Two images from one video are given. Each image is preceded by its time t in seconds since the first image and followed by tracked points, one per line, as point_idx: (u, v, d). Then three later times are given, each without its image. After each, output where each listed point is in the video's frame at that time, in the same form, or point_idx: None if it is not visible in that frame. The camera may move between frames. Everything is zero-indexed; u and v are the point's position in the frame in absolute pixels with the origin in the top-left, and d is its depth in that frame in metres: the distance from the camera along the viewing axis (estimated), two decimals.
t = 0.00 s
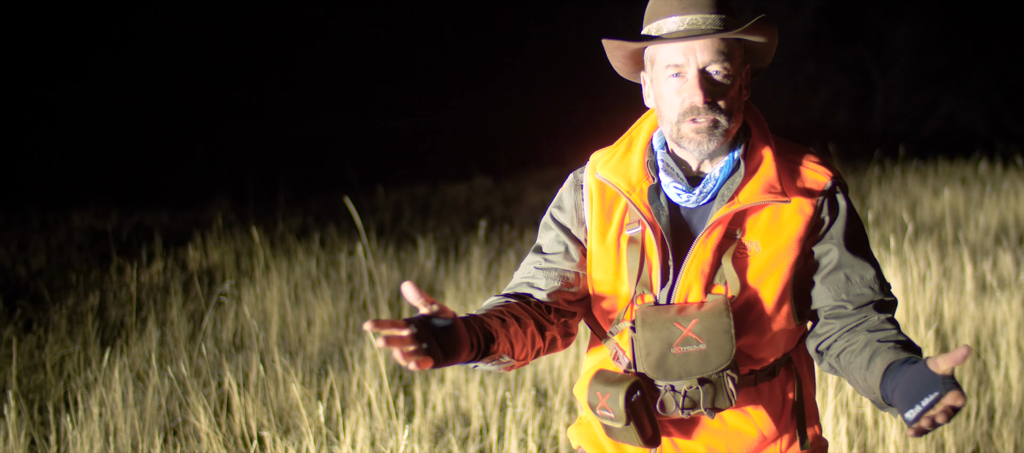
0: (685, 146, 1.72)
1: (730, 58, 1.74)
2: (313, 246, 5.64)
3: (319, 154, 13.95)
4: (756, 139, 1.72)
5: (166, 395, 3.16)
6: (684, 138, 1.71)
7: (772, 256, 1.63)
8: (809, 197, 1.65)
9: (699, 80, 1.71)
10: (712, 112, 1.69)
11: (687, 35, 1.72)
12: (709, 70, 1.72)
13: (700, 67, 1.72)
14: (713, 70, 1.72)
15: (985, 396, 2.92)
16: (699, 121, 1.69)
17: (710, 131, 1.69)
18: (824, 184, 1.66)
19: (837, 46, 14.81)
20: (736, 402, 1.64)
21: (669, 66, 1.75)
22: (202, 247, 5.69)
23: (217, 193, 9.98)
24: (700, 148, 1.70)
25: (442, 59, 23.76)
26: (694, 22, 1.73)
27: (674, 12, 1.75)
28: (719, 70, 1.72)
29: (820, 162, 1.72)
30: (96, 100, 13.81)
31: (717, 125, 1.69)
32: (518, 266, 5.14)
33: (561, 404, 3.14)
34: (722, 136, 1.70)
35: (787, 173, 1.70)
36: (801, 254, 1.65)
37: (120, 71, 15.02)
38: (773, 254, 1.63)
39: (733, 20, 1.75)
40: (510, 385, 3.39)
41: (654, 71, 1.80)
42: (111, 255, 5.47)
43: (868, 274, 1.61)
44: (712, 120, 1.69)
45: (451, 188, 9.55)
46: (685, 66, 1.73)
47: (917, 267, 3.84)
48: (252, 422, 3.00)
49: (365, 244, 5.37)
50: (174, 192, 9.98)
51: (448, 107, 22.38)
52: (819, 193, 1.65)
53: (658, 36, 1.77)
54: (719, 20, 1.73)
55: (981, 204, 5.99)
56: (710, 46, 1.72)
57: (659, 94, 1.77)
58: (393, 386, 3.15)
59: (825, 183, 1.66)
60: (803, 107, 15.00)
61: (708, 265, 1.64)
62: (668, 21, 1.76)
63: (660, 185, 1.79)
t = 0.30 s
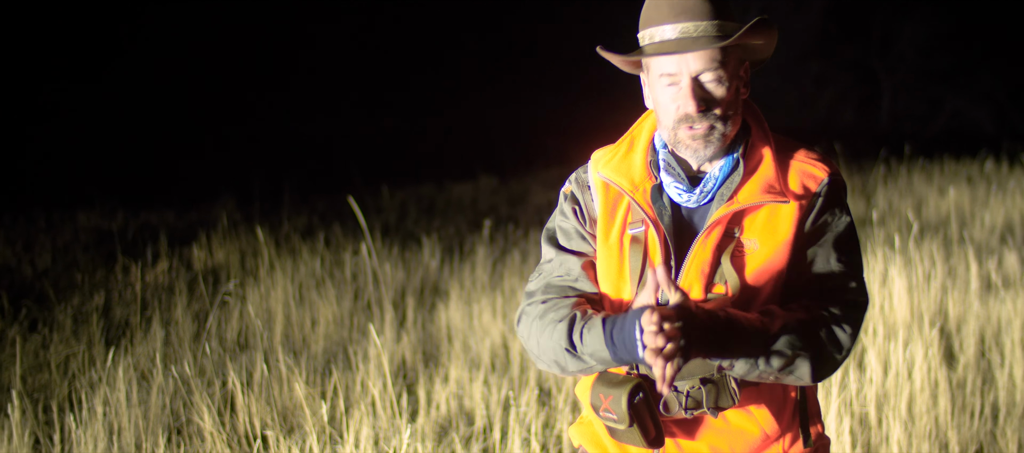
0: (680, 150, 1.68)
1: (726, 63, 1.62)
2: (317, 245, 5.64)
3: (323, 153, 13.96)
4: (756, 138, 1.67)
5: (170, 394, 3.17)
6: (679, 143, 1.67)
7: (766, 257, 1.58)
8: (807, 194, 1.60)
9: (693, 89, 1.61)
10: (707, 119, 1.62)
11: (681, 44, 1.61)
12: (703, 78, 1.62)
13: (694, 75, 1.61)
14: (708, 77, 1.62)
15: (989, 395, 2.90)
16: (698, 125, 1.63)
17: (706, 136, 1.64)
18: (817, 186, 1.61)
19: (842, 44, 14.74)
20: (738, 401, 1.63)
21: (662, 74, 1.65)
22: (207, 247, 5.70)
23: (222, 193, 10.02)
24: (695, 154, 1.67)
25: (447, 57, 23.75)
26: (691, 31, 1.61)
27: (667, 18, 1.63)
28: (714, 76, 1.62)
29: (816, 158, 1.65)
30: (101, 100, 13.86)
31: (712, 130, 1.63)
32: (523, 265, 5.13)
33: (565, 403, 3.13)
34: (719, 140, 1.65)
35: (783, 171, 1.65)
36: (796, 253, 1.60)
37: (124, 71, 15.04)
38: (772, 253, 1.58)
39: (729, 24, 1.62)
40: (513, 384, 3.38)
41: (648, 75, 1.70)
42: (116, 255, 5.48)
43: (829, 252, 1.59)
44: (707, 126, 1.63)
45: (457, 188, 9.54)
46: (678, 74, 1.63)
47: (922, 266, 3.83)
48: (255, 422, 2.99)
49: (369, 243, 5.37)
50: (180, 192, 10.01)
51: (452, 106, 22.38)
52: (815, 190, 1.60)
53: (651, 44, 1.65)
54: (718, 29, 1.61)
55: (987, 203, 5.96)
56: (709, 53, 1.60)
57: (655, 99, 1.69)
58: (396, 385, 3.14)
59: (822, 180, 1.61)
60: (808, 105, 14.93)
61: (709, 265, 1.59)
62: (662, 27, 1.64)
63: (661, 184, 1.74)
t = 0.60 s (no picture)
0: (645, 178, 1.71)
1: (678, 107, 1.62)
2: (323, 244, 5.65)
3: (327, 152, 13.96)
4: (754, 145, 1.67)
5: (175, 392, 3.18)
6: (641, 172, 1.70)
7: (768, 267, 1.59)
8: (808, 205, 1.58)
9: (642, 134, 1.64)
10: (657, 160, 1.64)
11: (642, 94, 1.60)
12: (652, 123, 1.63)
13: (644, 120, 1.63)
14: (656, 123, 1.63)
15: (993, 397, 2.89)
16: (658, 162, 1.64)
17: (664, 174, 1.64)
18: (819, 194, 1.59)
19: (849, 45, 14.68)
20: (737, 410, 1.63)
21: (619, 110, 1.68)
22: (213, 245, 5.71)
23: (228, 191, 10.04)
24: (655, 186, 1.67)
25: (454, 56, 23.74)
26: (660, 77, 1.60)
27: (633, 65, 1.63)
28: (662, 122, 1.63)
29: (816, 164, 1.66)
30: (109, 98, 13.92)
31: (669, 169, 1.64)
32: (528, 264, 5.13)
33: (568, 403, 3.13)
34: (681, 175, 1.64)
35: (782, 177, 1.64)
36: (799, 261, 1.60)
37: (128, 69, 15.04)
38: (771, 263, 1.59)
39: (691, 69, 1.58)
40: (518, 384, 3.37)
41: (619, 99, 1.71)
42: (122, 253, 5.49)
43: (862, 268, 1.58)
44: (658, 167, 1.64)
45: (463, 187, 9.52)
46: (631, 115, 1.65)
47: (928, 268, 3.80)
48: (258, 420, 3.00)
49: (374, 243, 5.37)
50: (186, 190, 10.05)
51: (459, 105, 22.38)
52: (816, 198, 1.58)
53: (616, 93, 1.66)
54: (690, 70, 1.58)
55: (994, 205, 5.93)
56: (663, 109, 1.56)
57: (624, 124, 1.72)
58: (400, 383, 3.14)
59: (822, 187, 1.60)
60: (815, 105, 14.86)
61: (706, 275, 1.62)
62: (629, 72, 1.64)
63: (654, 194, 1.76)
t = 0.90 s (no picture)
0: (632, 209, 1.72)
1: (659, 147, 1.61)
2: (330, 242, 5.65)
3: (333, 150, 13.99)
4: (743, 165, 1.68)
5: (182, 389, 3.19)
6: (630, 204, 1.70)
7: (762, 295, 1.63)
8: (801, 226, 1.59)
9: (626, 174, 1.64)
10: (645, 193, 1.65)
11: (620, 139, 1.60)
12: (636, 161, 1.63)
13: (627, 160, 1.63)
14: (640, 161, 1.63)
15: (998, 396, 2.87)
16: (644, 194, 1.66)
17: (652, 204, 1.66)
18: (809, 214, 1.60)
19: (858, 42, 14.60)
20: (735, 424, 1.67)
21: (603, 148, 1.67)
22: (221, 243, 5.73)
23: (236, 189, 10.10)
24: (646, 216, 1.70)
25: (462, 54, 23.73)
26: (637, 120, 1.58)
27: (609, 107, 1.61)
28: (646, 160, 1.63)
29: (813, 177, 1.64)
30: (118, 96, 14.01)
31: (656, 200, 1.66)
32: (535, 262, 5.13)
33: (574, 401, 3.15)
34: (669, 203, 1.66)
35: (774, 195, 1.65)
36: (795, 278, 1.64)
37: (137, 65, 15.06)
38: (768, 288, 1.63)
39: (668, 106, 1.57)
40: (524, 382, 3.37)
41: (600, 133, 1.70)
42: (130, 250, 5.53)
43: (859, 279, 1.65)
44: (647, 200, 1.66)
45: (470, 185, 9.53)
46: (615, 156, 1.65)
47: (934, 267, 3.78)
48: (265, 417, 3.02)
49: (381, 241, 5.38)
50: (194, 188, 10.11)
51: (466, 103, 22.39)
52: (809, 216, 1.60)
53: (594, 135, 1.66)
54: (667, 110, 1.57)
55: (1002, 204, 5.89)
56: (644, 154, 1.55)
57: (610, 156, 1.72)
58: (407, 380, 3.15)
59: (816, 202, 1.60)
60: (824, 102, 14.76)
61: (697, 301, 1.65)
62: (604, 114, 1.63)
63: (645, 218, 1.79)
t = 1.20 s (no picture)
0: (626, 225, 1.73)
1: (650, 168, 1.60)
2: (334, 240, 5.66)
3: (336, 148, 14.00)
4: (731, 175, 1.69)
5: (184, 386, 3.20)
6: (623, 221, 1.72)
7: (756, 302, 1.62)
8: (792, 231, 1.59)
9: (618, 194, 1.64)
10: (637, 210, 1.65)
11: (609, 164, 1.60)
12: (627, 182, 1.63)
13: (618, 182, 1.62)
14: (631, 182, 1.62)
15: (1001, 396, 2.86)
16: (641, 211, 1.66)
17: (648, 219, 1.67)
18: (800, 218, 1.59)
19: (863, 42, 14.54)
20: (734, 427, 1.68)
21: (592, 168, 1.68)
22: (225, 240, 5.75)
23: (240, 187, 10.11)
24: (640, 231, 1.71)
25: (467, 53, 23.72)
26: (623, 143, 1.58)
27: (593, 134, 1.61)
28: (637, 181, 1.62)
29: (803, 180, 1.63)
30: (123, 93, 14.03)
31: (649, 215, 1.66)
32: (538, 261, 5.14)
33: (576, 399, 3.15)
34: (664, 218, 1.67)
35: (763, 200, 1.65)
36: (788, 283, 1.63)
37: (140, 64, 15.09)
38: (759, 292, 1.62)
39: (654, 127, 1.56)
40: (527, 380, 3.37)
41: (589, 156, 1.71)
42: (134, 247, 5.56)
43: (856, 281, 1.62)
44: (638, 216, 1.66)
45: (473, 184, 9.54)
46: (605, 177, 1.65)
47: (938, 267, 3.77)
48: (267, 415, 3.02)
49: (384, 239, 5.39)
50: (198, 185, 10.13)
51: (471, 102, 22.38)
52: (800, 221, 1.59)
53: (583, 161, 1.66)
54: (651, 131, 1.56)
55: (1006, 204, 5.86)
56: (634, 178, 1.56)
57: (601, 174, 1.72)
58: (409, 378, 3.15)
59: (806, 205, 1.59)
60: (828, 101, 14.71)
61: (689, 309, 1.67)
62: (589, 142, 1.63)
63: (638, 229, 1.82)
